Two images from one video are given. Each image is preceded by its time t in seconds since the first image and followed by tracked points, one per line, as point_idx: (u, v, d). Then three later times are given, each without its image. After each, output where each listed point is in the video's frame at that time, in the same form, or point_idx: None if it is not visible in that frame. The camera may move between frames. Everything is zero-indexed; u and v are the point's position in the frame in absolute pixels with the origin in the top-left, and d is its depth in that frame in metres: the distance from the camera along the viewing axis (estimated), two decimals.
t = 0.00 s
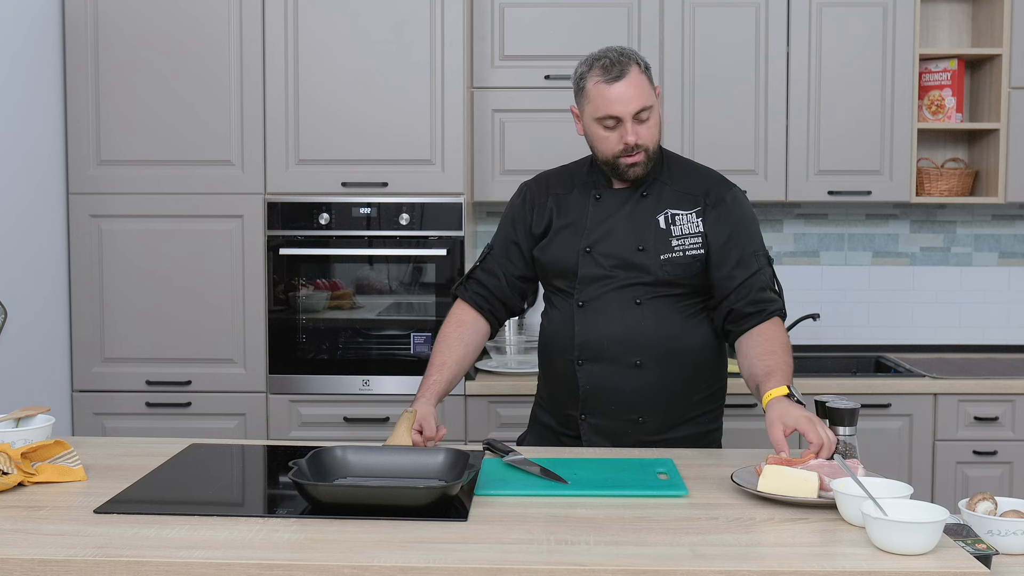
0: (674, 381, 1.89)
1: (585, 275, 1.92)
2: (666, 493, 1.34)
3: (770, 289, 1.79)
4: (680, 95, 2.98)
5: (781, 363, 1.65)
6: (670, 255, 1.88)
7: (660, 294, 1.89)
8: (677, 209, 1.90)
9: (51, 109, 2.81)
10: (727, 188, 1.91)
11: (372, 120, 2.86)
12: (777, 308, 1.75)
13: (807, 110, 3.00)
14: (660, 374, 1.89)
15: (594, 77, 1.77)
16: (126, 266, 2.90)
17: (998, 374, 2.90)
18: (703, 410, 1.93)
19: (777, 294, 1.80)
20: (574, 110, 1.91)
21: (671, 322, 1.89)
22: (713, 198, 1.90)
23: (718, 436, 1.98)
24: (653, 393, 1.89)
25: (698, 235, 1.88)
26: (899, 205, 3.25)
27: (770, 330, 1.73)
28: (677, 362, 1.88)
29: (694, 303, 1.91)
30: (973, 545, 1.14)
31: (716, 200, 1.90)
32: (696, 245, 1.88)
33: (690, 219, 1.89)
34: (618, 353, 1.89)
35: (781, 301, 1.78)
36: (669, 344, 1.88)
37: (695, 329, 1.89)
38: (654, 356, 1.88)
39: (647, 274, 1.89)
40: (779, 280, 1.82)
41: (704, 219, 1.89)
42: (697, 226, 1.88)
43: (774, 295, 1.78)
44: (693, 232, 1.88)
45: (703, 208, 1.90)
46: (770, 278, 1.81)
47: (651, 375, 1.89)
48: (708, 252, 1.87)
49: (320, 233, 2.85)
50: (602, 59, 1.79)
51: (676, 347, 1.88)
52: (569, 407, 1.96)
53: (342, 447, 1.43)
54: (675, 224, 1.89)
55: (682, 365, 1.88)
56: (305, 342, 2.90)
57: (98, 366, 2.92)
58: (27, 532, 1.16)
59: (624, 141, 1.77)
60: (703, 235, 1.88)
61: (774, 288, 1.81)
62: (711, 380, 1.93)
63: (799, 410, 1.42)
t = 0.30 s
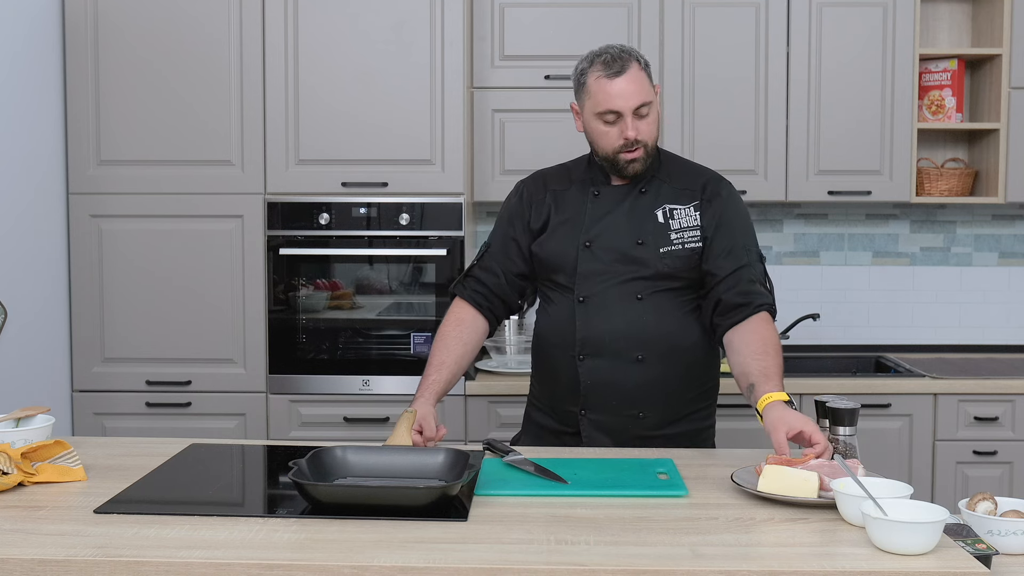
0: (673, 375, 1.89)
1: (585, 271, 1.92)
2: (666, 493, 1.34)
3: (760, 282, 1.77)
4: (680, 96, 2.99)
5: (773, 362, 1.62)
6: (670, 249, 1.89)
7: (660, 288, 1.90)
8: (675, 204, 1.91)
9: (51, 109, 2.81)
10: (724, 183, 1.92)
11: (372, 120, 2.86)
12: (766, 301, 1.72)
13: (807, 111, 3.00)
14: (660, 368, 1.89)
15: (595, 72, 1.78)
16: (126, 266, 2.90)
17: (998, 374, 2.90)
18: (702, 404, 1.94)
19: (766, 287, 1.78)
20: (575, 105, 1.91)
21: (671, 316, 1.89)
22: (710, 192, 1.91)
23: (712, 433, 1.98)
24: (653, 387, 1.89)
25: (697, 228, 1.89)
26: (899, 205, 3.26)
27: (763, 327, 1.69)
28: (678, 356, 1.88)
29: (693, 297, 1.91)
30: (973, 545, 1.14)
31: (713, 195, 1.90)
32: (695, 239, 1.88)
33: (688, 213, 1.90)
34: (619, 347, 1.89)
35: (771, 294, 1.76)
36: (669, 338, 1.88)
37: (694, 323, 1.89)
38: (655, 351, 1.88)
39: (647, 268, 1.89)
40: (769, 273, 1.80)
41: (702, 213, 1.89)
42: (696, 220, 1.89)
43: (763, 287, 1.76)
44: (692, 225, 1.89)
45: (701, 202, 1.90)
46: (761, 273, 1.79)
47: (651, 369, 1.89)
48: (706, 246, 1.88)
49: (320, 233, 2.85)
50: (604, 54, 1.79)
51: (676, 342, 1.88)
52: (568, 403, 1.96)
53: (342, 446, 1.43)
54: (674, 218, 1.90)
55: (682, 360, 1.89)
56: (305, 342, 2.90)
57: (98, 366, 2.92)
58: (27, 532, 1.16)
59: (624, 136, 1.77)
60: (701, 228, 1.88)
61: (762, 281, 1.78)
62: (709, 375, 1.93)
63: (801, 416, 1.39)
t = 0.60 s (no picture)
0: (665, 375, 1.89)
1: (578, 270, 1.92)
2: (666, 493, 1.34)
3: (751, 281, 1.76)
4: (680, 95, 2.99)
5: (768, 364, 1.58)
6: (661, 249, 1.89)
7: (652, 288, 1.90)
8: (667, 203, 1.91)
9: (51, 109, 2.81)
10: (716, 183, 1.91)
11: (373, 120, 2.86)
12: (755, 300, 1.70)
13: (807, 111, 3.00)
14: (652, 367, 1.89)
15: (597, 70, 1.77)
16: (126, 266, 2.90)
17: (998, 374, 2.90)
18: (695, 404, 1.94)
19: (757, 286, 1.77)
20: (574, 100, 1.91)
21: (663, 316, 1.89)
22: (702, 192, 1.91)
23: (708, 432, 1.98)
24: (646, 387, 1.89)
25: (689, 228, 1.88)
26: (899, 205, 3.26)
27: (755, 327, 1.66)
28: (670, 356, 1.88)
29: (685, 297, 1.91)
30: (973, 545, 1.14)
31: (705, 195, 1.90)
32: (686, 239, 1.88)
33: (679, 212, 1.89)
34: (611, 347, 1.89)
35: (762, 292, 1.74)
36: (661, 338, 1.88)
37: (686, 322, 1.89)
38: (647, 350, 1.88)
39: (639, 268, 1.90)
40: (760, 272, 1.79)
41: (694, 213, 1.89)
42: (687, 220, 1.89)
43: (753, 286, 1.75)
44: (683, 225, 1.89)
45: (693, 202, 1.90)
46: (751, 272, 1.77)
47: (644, 369, 1.89)
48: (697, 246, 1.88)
49: (320, 233, 2.85)
50: (608, 54, 1.78)
51: (668, 341, 1.88)
52: (563, 403, 1.96)
53: (342, 446, 1.43)
54: (666, 218, 1.90)
55: (674, 360, 1.89)
56: (305, 342, 2.90)
57: (98, 366, 2.92)
58: (26, 532, 1.16)
59: (618, 137, 1.78)
60: (693, 228, 1.88)
61: (753, 280, 1.76)
62: (703, 375, 1.93)
63: (795, 416, 1.39)
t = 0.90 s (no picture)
0: (662, 374, 1.89)
1: (575, 271, 1.92)
2: (666, 493, 1.33)
3: (748, 279, 1.75)
4: (680, 95, 2.99)
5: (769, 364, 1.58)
6: (658, 249, 1.89)
7: (649, 288, 1.90)
8: (664, 204, 1.91)
9: (51, 109, 2.82)
10: (713, 182, 1.92)
11: (373, 120, 2.86)
12: (753, 297, 1.69)
13: (807, 111, 3.00)
14: (649, 367, 1.89)
15: (593, 71, 1.77)
16: (125, 266, 2.89)
17: (998, 374, 2.90)
18: (692, 403, 1.94)
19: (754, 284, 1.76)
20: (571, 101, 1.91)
21: (660, 316, 1.89)
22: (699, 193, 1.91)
23: (706, 432, 1.98)
24: (643, 386, 1.89)
25: (685, 228, 1.89)
26: (899, 205, 3.26)
27: (754, 326, 1.65)
28: (667, 355, 1.88)
29: (682, 297, 1.91)
30: (973, 545, 1.14)
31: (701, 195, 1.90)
32: (683, 239, 1.88)
33: (676, 213, 1.90)
34: (608, 347, 1.89)
35: (759, 290, 1.74)
36: (657, 338, 1.88)
37: (683, 322, 1.89)
38: (644, 350, 1.88)
39: (636, 269, 1.90)
40: (757, 270, 1.78)
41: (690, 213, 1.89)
42: (683, 220, 1.89)
43: (751, 284, 1.74)
44: (680, 226, 1.89)
45: (689, 203, 1.90)
46: (748, 270, 1.77)
47: (641, 368, 1.89)
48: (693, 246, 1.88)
49: (320, 233, 2.85)
50: (605, 54, 1.78)
51: (665, 341, 1.88)
52: (560, 403, 1.96)
53: (342, 447, 1.43)
54: (662, 219, 1.90)
55: (671, 359, 1.89)
56: (305, 342, 2.90)
57: (98, 366, 2.92)
58: (27, 532, 1.16)
59: (613, 137, 1.78)
60: (689, 228, 1.88)
61: (751, 278, 1.75)
62: (700, 374, 1.93)
63: (799, 417, 1.39)
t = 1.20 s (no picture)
0: (661, 377, 1.90)
1: (576, 273, 1.92)
2: (666, 493, 1.34)
3: (749, 283, 1.75)
4: (680, 95, 2.99)
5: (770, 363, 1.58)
6: (659, 254, 1.89)
7: (649, 291, 1.90)
8: (666, 208, 1.91)
9: (51, 108, 2.82)
10: (715, 188, 1.92)
11: (373, 120, 2.86)
12: (754, 301, 1.69)
13: (807, 110, 3.00)
14: (648, 370, 1.89)
15: (596, 73, 1.77)
16: (125, 266, 2.89)
17: (998, 374, 2.90)
18: (691, 406, 1.94)
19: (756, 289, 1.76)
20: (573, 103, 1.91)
21: (660, 319, 1.89)
22: (701, 198, 1.91)
23: (705, 432, 1.98)
24: (642, 389, 1.90)
25: (687, 234, 1.89)
26: (899, 205, 3.26)
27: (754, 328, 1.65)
28: (666, 359, 1.89)
29: (682, 301, 1.91)
30: (973, 545, 1.14)
31: (704, 200, 1.90)
32: (685, 244, 1.88)
33: (678, 218, 1.90)
34: (607, 349, 1.89)
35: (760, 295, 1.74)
36: (658, 341, 1.88)
37: (683, 325, 1.90)
38: (644, 353, 1.88)
39: (637, 272, 1.90)
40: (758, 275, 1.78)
41: (692, 219, 1.89)
42: (685, 225, 1.89)
43: (752, 289, 1.74)
44: (682, 231, 1.89)
45: (691, 208, 1.90)
46: (750, 275, 1.76)
47: (640, 371, 1.89)
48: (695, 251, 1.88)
49: (320, 233, 2.85)
50: (607, 56, 1.78)
51: (664, 344, 1.88)
52: (559, 404, 1.96)
53: (342, 446, 1.43)
54: (664, 223, 1.90)
55: (671, 362, 1.89)
56: (305, 342, 2.90)
57: (98, 366, 2.92)
58: (27, 532, 1.16)
59: (617, 140, 1.78)
60: (691, 234, 1.89)
61: (752, 283, 1.75)
62: (698, 377, 1.94)
63: (799, 416, 1.39)
